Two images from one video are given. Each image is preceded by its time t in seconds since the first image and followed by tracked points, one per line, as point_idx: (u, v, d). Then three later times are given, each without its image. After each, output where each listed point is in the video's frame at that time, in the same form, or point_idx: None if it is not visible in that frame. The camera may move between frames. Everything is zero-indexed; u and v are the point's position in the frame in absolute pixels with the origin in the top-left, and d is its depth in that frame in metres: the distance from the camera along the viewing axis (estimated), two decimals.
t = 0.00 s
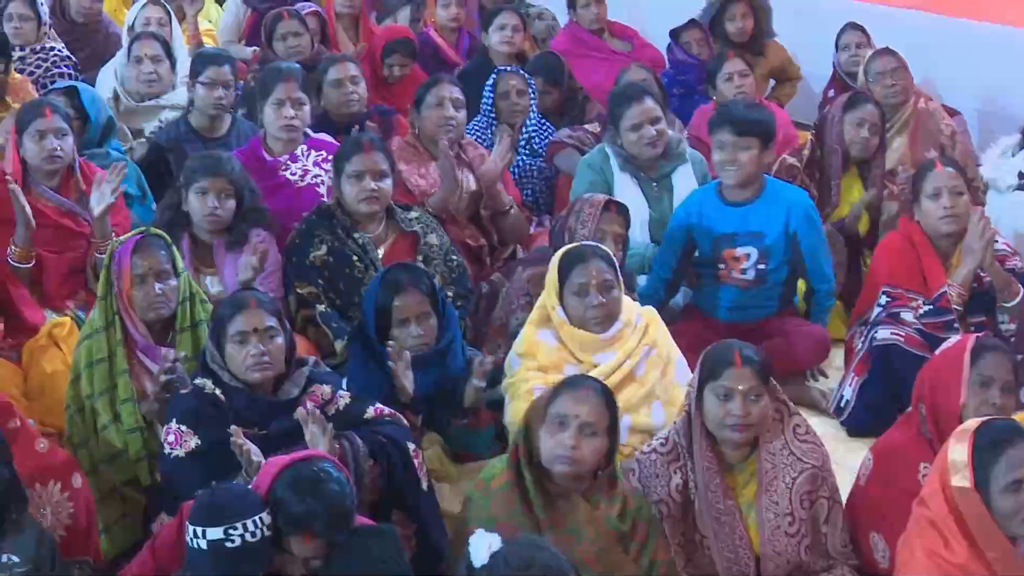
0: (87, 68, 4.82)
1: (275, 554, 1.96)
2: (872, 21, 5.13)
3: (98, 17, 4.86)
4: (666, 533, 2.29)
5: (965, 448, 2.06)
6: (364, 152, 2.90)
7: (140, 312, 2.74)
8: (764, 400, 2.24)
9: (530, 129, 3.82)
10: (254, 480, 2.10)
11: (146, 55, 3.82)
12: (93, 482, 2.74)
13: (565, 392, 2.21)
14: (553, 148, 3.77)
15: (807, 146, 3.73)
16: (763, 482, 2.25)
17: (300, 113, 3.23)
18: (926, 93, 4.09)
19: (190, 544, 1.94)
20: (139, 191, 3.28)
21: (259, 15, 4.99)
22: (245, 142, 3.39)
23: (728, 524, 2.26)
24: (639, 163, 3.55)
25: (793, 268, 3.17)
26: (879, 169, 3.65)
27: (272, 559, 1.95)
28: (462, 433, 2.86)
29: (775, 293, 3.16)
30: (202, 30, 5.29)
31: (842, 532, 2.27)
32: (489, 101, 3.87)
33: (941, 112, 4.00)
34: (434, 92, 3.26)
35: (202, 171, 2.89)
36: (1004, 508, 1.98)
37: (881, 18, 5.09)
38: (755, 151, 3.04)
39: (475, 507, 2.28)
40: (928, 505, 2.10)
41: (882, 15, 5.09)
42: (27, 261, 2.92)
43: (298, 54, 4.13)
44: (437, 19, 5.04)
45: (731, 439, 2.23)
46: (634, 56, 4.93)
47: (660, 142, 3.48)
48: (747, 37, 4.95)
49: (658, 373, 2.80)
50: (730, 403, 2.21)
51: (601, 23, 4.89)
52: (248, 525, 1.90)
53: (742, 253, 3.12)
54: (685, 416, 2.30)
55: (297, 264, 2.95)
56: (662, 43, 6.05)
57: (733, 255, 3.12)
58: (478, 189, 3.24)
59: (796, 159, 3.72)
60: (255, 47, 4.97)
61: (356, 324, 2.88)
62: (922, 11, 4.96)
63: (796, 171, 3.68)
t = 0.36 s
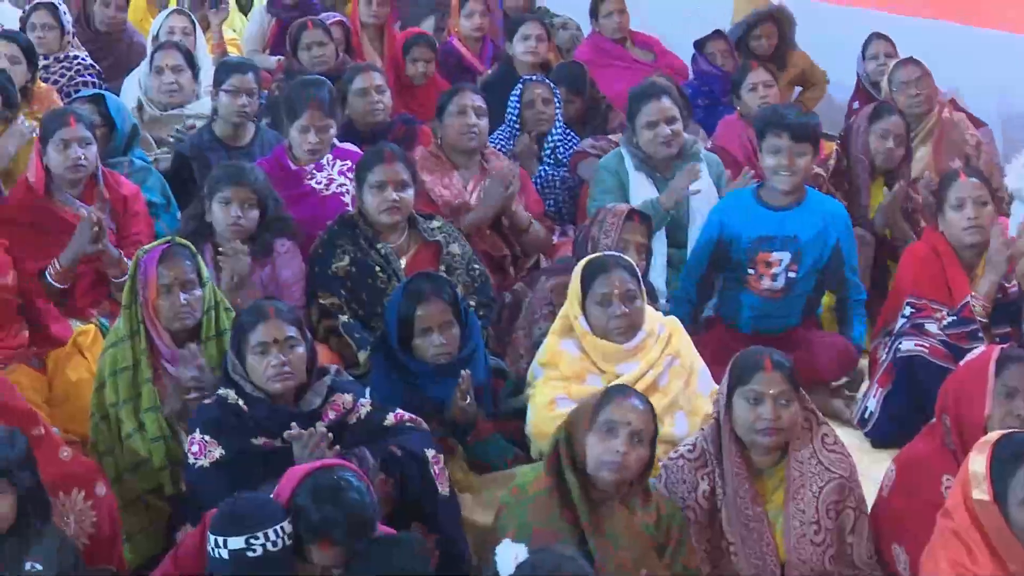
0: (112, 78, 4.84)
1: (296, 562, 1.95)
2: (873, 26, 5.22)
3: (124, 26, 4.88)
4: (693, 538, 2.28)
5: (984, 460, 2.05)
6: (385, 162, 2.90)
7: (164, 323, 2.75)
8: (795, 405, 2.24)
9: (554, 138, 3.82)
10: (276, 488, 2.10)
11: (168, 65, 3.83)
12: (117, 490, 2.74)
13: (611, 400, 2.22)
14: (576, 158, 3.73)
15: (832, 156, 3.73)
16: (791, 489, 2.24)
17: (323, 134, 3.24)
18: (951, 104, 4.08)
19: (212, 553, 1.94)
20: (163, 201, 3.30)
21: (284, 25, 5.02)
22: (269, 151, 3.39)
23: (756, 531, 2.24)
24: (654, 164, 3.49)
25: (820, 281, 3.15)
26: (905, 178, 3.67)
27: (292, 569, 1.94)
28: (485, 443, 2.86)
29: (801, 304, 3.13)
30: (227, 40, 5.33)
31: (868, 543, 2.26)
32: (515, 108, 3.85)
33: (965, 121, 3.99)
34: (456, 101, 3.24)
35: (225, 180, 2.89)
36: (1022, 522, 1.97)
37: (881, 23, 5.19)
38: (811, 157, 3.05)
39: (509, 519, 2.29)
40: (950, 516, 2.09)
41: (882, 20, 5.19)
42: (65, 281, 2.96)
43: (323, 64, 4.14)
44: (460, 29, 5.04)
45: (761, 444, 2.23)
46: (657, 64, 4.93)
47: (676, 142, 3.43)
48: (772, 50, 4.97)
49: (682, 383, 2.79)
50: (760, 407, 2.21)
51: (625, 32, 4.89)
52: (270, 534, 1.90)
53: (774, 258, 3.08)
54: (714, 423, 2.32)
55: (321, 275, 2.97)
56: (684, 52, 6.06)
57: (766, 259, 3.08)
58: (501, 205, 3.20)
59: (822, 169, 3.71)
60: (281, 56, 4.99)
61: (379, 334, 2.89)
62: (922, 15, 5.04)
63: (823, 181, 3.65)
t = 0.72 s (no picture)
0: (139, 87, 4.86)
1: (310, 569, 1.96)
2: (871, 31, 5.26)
3: (148, 35, 4.91)
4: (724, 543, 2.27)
5: (1004, 473, 2.04)
6: (411, 171, 2.91)
7: (189, 329, 2.73)
8: (835, 411, 2.25)
9: (580, 147, 3.80)
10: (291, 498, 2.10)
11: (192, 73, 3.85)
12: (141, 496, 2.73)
13: (629, 416, 2.22)
14: (603, 168, 3.73)
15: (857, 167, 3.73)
16: (825, 497, 2.26)
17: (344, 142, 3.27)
18: (976, 114, 4.07)
19: (228, 564, 1.95)
20: (190, 209, 3.31)
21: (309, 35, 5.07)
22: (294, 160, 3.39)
23: (787, 538, 2.25)
24: (674, 172, 3.46)
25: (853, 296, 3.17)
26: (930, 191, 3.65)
27: None
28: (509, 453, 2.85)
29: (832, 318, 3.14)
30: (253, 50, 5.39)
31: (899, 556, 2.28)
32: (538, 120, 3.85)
33: (990, 132, 3.98)
34: (482, 111, 3.27)
35: (250, 191, 2.88)
36: None
37: (880, 30, 5.23)
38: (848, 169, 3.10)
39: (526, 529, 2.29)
40: (974, 528, 2.08)
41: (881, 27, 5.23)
42: (77, 276, 2.95)
43: (348, 73, 4.15)
44: (485, 38, 5.04)
45: (800, 451, 2.25)
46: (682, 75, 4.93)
47: (693, 150, 3.40)
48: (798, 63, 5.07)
49: (708, 393, 2.79)
50: (800, 411, 2.23)
51: (650, 42, 4.89)
52: (283, 541, 1.90)
53: (809, 269, 3.11)
54: (752, 429, 2.32)
55: (346, 284, 2.98)
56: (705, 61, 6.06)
57: (801, 270, 3.11)
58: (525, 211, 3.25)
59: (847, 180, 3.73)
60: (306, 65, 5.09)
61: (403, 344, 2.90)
62: (921, 20, 5.10)
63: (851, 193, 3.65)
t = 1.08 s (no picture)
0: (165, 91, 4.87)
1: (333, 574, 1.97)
2: (871, 31, 5.17)
3: (173, 40, 4.92)
4: (756, 543, 2.29)
5: None
6: (438, 175, 2.91)
7: (214, 335, 2.73)
8: (875, 417, 2.27)
9: (605, 152, 3.78)
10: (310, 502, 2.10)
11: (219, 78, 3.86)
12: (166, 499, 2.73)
13: (643, 423, 2.23)
14: (628, 174, 3.69)
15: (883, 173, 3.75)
16: (860, 504, 2.27)
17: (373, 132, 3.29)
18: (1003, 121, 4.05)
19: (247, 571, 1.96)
20: (215, 214, 3.34)
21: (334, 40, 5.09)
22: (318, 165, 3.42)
23: (825, 543, 2.26)
24: (698, 176, 3.45)
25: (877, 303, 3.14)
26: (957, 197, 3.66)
27: None
28: (534, 458, 2.85)
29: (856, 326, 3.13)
30: (278, 54, 5.43)
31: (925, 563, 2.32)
32: (562, 126, 3.88)
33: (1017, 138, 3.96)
34: (504, 115, 3.26)
35: (274, 194, 2.89)
36: None
37: (879, 30, 5.14)
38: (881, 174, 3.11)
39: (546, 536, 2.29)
40: (999, 534, 2.08)
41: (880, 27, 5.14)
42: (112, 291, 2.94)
43: (374, 78, 4.16)
44: (510, 44, 5.03)
45: (838, 456, 2.27)
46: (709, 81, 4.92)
47: (717, 155, 3.40)
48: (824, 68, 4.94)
49: (732, 399, 2.77)
50: (841, 416, 2.25)
51: (677, 47, 4.90)
52: (302, 546, 1.92)
53: (832, 274, 3.12)
54: (792, 433, 2.34)
55: (371, 287, 2.99)
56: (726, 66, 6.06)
57: (824, 274, 3.12)
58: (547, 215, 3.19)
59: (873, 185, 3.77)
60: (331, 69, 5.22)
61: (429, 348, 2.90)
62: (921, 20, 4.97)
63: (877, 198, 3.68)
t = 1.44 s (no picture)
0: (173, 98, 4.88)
1: None
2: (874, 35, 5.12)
3: (182, 47, 4.94)
4: (763, 549, 2.29)
5: None
6: (445, 182, 2.90)
7: (223, 341, 2.73)
8: (882, 424, 2.26)
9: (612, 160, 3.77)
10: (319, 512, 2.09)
11: (228, 84, 3.86)
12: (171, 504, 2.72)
13: (653, 430, 2.23)
14: (635, 181, 3.71)
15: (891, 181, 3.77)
16: (869, 512, 2.28)
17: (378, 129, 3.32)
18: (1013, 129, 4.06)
19: None
20: (223, 222, 3.35)
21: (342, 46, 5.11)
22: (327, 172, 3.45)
23: (834, 550, 2.27)
24: (705, 182, 3.46)
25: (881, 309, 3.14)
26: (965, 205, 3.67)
27: None
28: (542, 465, 2.85)
29: (861, 333, 3.12)
30: (288, 61, 5.45)
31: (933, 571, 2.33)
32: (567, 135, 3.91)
33: None
34: (513, 123, 3.28)
35: (277, 200, 2.89)
36: None
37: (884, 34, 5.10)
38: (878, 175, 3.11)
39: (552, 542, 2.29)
40: (1008, 543, 2.11)
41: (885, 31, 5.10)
42: (130, 287, 2.98)
43: (383, 85, 4.17)
44: (518, 51, 5.05)
45: (846, 462, 2.26)
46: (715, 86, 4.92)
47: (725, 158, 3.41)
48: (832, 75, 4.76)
49: (739, 408, 2.76)
50: (848, 422, 2.24)
51: (684, 53, 4.93)
52: (315, 560, 1.92)
53: (836, 279, 3.14)
54: (799, 441, 2.31)
55: (378, 294, 2.99)
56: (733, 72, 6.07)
57: (828, 279, 3.14)
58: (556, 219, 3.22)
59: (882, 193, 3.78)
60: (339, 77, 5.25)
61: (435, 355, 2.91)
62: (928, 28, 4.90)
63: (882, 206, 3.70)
